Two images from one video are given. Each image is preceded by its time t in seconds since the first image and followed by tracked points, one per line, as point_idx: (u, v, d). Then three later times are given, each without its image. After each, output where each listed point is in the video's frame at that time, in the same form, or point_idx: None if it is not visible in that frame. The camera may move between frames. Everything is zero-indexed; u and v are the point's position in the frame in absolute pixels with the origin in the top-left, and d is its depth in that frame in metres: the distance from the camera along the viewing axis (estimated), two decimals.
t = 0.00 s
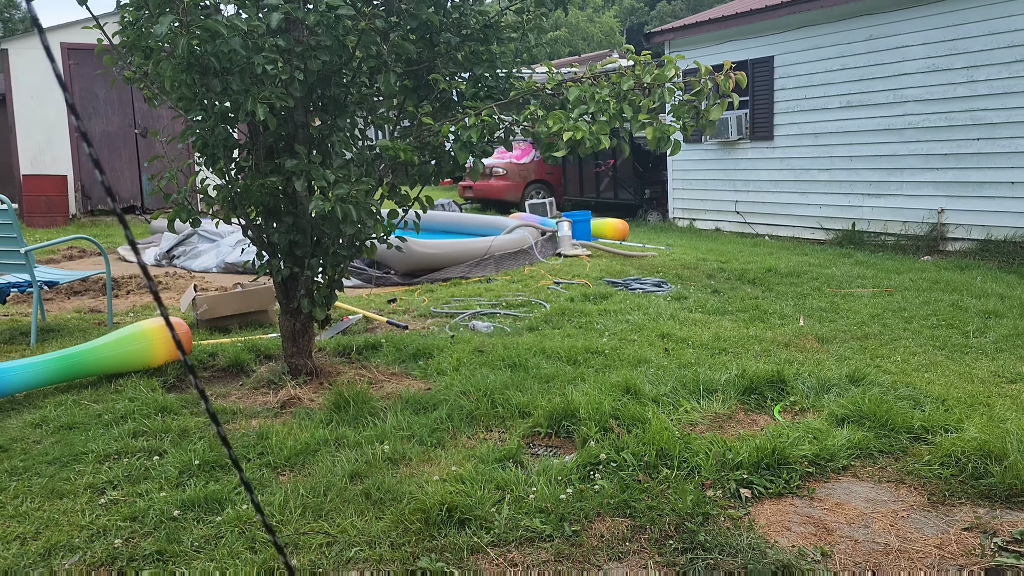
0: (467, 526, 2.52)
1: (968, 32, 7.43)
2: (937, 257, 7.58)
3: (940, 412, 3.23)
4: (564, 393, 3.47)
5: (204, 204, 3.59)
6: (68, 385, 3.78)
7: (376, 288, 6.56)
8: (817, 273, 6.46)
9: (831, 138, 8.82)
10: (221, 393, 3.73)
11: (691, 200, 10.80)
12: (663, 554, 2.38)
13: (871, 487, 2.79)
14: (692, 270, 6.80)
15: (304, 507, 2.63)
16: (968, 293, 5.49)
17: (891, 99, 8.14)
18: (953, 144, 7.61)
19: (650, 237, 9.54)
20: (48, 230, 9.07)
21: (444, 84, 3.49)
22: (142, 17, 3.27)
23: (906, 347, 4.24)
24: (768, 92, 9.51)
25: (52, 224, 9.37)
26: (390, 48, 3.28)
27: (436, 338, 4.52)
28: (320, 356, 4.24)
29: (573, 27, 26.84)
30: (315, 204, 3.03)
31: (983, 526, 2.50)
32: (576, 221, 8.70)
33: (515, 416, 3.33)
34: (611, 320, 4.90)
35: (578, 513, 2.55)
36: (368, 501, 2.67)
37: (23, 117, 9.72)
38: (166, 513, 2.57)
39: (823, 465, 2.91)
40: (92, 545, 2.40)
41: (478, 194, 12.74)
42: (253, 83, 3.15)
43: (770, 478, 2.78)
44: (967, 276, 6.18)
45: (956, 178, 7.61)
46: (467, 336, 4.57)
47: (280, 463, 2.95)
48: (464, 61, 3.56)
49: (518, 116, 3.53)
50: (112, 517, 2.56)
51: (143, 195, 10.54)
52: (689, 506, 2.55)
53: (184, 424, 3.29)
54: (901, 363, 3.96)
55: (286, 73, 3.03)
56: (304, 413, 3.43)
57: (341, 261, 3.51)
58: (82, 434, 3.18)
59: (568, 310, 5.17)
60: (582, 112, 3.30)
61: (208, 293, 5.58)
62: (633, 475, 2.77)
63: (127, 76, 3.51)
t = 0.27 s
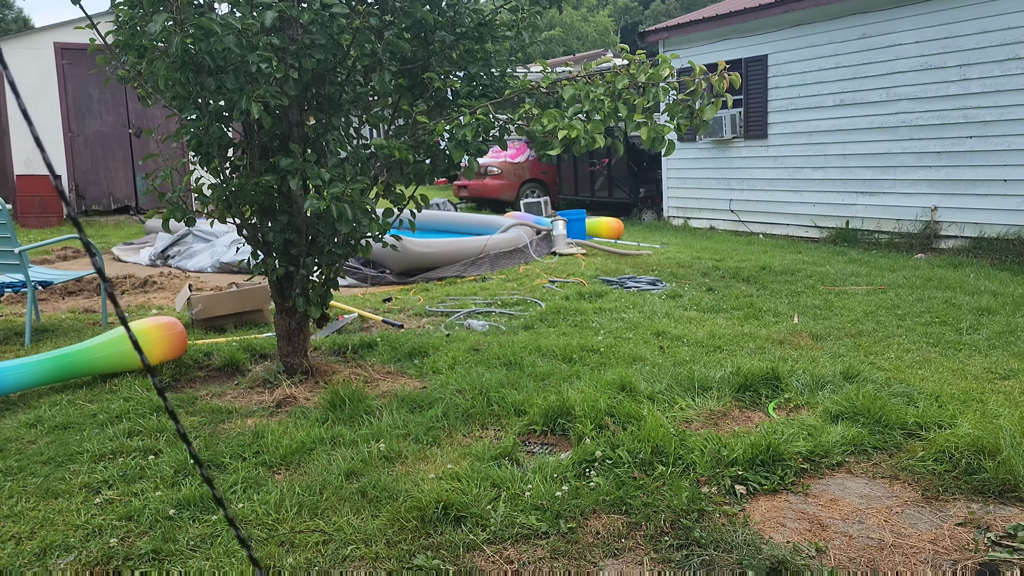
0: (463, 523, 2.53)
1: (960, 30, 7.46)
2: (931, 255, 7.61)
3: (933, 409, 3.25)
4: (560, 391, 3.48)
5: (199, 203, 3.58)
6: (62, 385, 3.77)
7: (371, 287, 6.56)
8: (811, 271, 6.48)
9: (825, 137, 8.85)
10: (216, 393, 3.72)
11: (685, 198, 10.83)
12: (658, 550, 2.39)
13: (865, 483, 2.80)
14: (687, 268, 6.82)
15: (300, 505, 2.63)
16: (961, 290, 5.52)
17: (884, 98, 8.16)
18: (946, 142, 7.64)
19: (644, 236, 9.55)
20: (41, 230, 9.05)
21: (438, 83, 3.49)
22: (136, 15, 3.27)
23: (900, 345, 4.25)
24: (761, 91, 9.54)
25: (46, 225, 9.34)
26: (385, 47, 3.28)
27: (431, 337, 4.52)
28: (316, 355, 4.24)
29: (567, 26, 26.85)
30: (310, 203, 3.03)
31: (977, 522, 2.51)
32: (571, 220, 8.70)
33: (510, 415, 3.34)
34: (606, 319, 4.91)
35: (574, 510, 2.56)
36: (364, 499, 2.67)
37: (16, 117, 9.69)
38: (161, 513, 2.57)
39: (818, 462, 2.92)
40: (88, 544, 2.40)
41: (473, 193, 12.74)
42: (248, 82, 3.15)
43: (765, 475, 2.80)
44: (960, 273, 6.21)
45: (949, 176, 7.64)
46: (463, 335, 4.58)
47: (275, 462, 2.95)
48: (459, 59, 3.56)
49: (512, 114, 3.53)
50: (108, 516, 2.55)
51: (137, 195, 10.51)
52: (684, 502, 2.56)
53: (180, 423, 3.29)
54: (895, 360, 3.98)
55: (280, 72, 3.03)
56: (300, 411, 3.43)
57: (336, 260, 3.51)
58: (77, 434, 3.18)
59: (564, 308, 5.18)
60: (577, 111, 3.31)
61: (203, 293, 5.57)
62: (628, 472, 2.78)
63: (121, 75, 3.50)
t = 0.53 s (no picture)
0: (457, 524, 2.53)
1: (952, 31, 7.50)
2: (924, 254, 7.65)
3: (926, 408, 3.27)
4: (554, 392, 3.49)
5: (193, 207, 3.58)
6: (57, 389, 3.77)
7: (366, 290, 6.56)
8: (805, 271, 6.50)
9: (818, 137, 8.88)
10: (211, 396, 3.73)
11: (680, 199, 10.85)
12: (652, 550, 2.40)
13: (858, 482, 2.82)
14: (681, 269, 6.84)
15: (295, 508, 2.63)
16: (953, 290, 5.55)
17: (877, 98, 8.20)
18: (939, 142, 7.67)
19: (639, 237, 9.57)
20: (36, 234, 9.03)
21: (432, 86, 3.50)
22: (129, 20, 3.27)
23: (892, 344, 4.27)
24: (755, 92, 9.56)
25: (40, 228, 9.33)
26: (378, 50, 3.29)
27: (426, 339, 4.53)
28: (311, 358, 4.25)
29: (561, 28, 26.90)
30: (304, 206, 3.04)
31: (968, 520, 2.53)
32: (566, 222, 8.71)
33: (505, 416, 3.35)
34: (600, 320, 4.93)
35: (568, 511, 2.57)
36: (359, 501, 2.68)
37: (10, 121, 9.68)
38: (156, 516, 2.57)
39: (811, 461, 2.93)
40: (82, 548, 2.40)
41: (468, 194, 12.75)
42: (241, 85, 3.15)
43: (758, 475, 2.81)
44: (953, 273, 6.24)
45: (941, 176, 7.67)
46: (457, 337, 4.59)
47: (270, 464, 2.96)
48: (452, 62, 3.57)
49: (506, 116, 3.54)
50: (102, 520, 2.55)
51: (132, 198, 10.50)
52: (678, 503, 2.57)
53: (175, 427, 3.29)
54: (887, 360, 4.00)
55: (274, 75, 3.03)
56: (295, 414, 3.43)
57: (330, 262, 3.52)
58: (72, 438, 3.18)
59: (558, 310, 5.19)
60: (570, 114, 3.32)
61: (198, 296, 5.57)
62: (622, 473, 2.79)
63: (114, 79, 3.50)
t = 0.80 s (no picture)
0: (453, 527, 2.53)
1: (946, 31, 7.52)
2: (919, 254, 7.66)
3: (921, 408, 3.27)
4: (550, 394, 3.49)
5: (187, 210, 3.58)
6: (52, 392, 3.76)
7: (363, 292, 6.55)
8: (800, 272, 6.51)
9: (813, 138, 8.90)
10: (207, 399, 3.72)
11: (676, 200, 10.86)
12: (648, 551, 2.40)
13: (853, 482, 2.82)
14: (677, 270, 6.84)
15: (291, 511, 2.63)
16: (948, 290, 5.56)
17: (872, 99, 8.22)
18: (933, 142, 7.69)
19: (636, 238, 9.58)
20: (31, 238, 9.01)
21: (427, 88, 3.50)
22: (123, 23, 3.27)
23: (887, 344, 4.28)
24: (750, 93, 9.58)
25: (35, 232, 9.31)
26: (372, 52, 3.29)
27: (422, 341, 4.52)
28: (307, 360, 4.24)
29: (557, 30, 26.94)
30: (299, 209, 3.03)
31: (964, 519, 2.53)
32: (562, 223, 8.72)
33: (501, 418, 3.35)
34: (596, 321, 4.93)
35: (564, 512, 2.57)
36: (354, 503, 2.67)
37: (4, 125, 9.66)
38: (151, 520, 2.56)
39: (807, 462, 2.94)
40: (77, 553, 2.39)
41: (464, 196, 12.73)
42: (236, 88, 3.15)
43: (754, 475, 2.81)
44: (948, 273, 6.25)
45: (936, 176, 7.69)
46: (453, 339, 4.58)
47: (266, 468, 2.95)
48: (447, 64, 3.57)
49: (501, 118, 3.54)
50: (97, 524, 2.55)
51: (127, 201, 10.48)
52: (674, 504, 2.57)
53: (170, 430, 3.29)
54: (883, 360, 4.00)
55: (268, 78, 3.03)
56: (290, 417, 3.43)
57: (325, 265, 3.52)
58: (67, 442, 3.17)
59: (554, 311, 5.19)
60: (565, 115, 3.32)
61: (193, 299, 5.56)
62: (618, 474, 2.79)
63: (108, 82, 3.50)
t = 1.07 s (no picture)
0: (453, 529, 2.52)
1: (944, 32, 7.53)
2: (918, 255, 7.67)
3: (921, 409, 3.27)
4: (550, 395, 3.49)
5: (186, 212, 3.57)
6: (50, 396, 3.74)
7: (361, 294, 6.54)
8: (799, 273, 6.52)
9: (811, 139, 8.91)
10: (206, 402, 3.71)
11: (674, 201, 10.87)
12: (649, 553, 2.40)
13: (853, 483, 2.82)
14: (676, 271, 6.84)
15: (290, 514, 2.62)
16: (947, 290, 5.56)
17: (870, 100, 8.23)
18: (931, 143, 7.70)
19: (634, 240, 9.58)
20: (29, 240, 9.00)
21: (426, 90, 3.50)
22: (121, 25, 3.26)
23: (887, 345, 4.28)
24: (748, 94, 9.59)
25: (33, 235, 9.30)
26: (371, 54, 3.29)
27: (421, 343, 4.52)
28: (306, 363, 4.23)
29: (555, 32, 26.97)
30: (298, 211, 3.03)
31: (964, 521, 2.53)
32: (560, 225, 8.71)
33: (500, 420, 3.34)
34: (595, 323, 4.93)
35: (564, 514, 2.56)
36: (354, 506, 2.67)
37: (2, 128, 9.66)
38: (150, 523, 2.56)
39: (807, 463, 2.93)
40: (76, 557, 2.38)
41: (462, 199, 12.70)
42: (234, 90, 3.14)
43: (754, 477, 2.80)
44: (947, 273, 6.26)
45: (935, 177, 7.70)
46: (452, 341, 4.58)
47: (265, 470, 2.95)
48: (445, 67, 3.57)
49: (499, 120, 3.53)
50: (96, 527, 2.54)
51: (125, 204, 10.47)
52: (674, 505, 2.56)
53: (169, 433, 3.28)
54: (882, 361, 4.00)
55: (266, 80, 3.03)
56: (289, 419, 3.42)
57: (324, 267, 3.51)
58: (65, 445, 3.16)
59: (553, 313, 5.19)
60: (564, 116, 3.32)
61: (191, 302, 5.55)
62: (618, 476, 2.78)
63: (106, 85, 3.49)
